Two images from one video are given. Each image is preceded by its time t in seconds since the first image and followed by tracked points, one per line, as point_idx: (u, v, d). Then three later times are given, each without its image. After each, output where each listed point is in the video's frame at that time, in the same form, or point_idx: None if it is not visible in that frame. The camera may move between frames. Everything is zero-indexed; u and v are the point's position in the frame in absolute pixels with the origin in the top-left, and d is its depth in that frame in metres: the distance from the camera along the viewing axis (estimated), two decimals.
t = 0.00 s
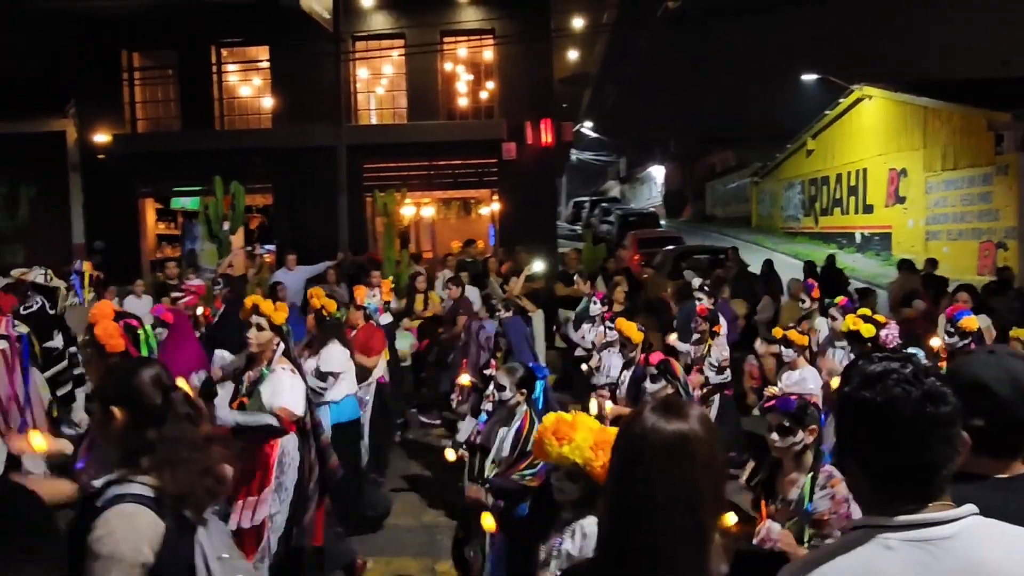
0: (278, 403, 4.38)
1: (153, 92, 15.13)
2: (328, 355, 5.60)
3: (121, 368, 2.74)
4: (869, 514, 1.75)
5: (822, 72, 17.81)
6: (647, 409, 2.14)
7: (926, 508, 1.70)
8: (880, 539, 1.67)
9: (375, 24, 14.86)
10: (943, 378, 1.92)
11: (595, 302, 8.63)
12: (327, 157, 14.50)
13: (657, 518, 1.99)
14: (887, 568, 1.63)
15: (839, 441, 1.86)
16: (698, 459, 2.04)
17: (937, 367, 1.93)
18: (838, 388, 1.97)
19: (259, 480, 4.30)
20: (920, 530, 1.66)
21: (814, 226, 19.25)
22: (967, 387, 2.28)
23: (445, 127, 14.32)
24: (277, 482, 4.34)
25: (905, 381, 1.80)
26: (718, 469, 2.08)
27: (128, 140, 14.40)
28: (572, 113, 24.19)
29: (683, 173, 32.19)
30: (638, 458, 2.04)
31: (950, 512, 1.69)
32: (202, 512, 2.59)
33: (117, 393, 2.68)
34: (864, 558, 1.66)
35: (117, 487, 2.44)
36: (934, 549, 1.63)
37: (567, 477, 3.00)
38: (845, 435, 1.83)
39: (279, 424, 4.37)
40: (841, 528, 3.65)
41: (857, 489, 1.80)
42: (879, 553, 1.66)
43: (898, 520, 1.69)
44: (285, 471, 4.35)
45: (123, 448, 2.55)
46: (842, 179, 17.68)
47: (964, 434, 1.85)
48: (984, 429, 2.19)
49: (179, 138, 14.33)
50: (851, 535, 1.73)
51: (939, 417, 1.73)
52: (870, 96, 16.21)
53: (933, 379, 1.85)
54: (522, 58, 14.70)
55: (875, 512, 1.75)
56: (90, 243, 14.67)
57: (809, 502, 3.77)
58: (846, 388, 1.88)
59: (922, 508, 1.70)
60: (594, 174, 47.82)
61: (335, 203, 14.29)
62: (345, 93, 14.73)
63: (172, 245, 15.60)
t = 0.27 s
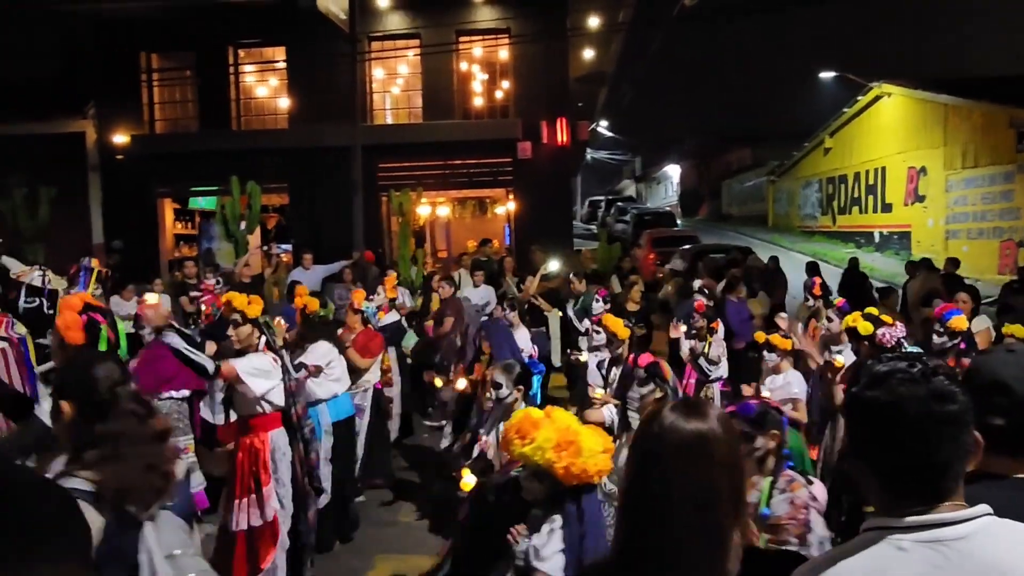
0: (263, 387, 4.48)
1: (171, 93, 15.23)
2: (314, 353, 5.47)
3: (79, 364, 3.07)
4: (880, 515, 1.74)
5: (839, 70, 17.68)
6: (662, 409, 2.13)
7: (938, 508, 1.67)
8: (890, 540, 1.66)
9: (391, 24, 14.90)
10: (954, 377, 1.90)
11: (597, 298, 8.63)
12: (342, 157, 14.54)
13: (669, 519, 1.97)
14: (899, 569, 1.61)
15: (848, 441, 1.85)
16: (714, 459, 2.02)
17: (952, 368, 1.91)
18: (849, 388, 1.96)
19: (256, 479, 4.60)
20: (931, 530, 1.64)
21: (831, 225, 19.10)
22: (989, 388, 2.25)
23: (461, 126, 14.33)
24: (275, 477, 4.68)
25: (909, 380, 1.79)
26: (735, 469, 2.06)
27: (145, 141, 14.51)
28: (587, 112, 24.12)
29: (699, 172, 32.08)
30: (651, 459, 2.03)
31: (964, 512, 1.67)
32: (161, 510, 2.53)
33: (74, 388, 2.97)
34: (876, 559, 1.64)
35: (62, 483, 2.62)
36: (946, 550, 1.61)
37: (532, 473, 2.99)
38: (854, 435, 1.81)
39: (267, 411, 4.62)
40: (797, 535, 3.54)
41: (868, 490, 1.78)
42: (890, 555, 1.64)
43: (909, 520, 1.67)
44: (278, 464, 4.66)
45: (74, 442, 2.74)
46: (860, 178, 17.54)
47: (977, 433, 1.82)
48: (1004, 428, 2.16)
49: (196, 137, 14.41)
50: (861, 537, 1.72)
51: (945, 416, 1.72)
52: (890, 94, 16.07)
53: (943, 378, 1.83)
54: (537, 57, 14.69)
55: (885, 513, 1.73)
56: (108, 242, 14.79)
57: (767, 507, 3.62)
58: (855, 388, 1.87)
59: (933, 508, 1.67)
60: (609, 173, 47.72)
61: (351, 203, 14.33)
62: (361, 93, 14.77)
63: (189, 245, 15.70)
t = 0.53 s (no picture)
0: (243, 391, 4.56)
1: (176, 93, 15.26)
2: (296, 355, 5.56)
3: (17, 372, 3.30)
4: (881, 515, 1.73)
5: (845, 68, 17.62)
6: (663, 408, 2.12)
7: (940, 508, 1.67)
8: (892, 540, 1.66)
9: (395, 23, 14.90)
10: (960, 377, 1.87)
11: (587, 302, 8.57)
12: (347, 156, 14.55)
13: (670, 519, 1.96)
14: (900, 570, 1.61)
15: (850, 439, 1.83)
16: (716, 458, 2.01)
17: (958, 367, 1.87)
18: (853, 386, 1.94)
19: (229, 483, 4.56)
20: (932, 531, 1.64)
21: (837, 224, 19.05)
22: (993, 386, 2.23)
23: (465, 126, 14.33)
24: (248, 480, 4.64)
25: (910, 380, 1.76)
26: (737, 468, 2.06)
27: (151, 140, 14.54)
28: (592, 111, 24.10)
29: (704, 172, 32.03)
30: (652, 458, 2.02)
31: (966, 513, 1.66)
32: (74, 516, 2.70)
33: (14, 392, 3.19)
34: (877, 559, 1.64)
35: None
36: (947, 550, 1.61)
37: (476, 483, 2.75)
38: (856, 434, 1.79)
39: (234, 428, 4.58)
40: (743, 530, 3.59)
41: (869, 489, 1.77)
42: (891, 555, 1.64)
43: (911, 520, 1.66)
44: (251, 468, 4.65)
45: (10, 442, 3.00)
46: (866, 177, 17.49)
47: (980, 433, 1.80)
48: (1008, 427, 2.14)
49: (201, 137, 14.43)
50: (862, 536, 1.72)
51: (946, 416, 1.69)
52: (895, 92, 16.02)
53: (947, 378, 1.80)
54: (542, 56, 14.67)
55: (887, 512, 1.72)
56: (114, 241, 14.82)
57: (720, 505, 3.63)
58: (858, 385, 1.84)
59: (934, 509, 1.66)
60: (614, 172, 47.67)
61: (356, 202, 14.35)
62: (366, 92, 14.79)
63: (194, 244, 15.73)
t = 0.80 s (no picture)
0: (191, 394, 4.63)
1: (166, 92, 15.18)
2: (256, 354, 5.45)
3: None
4: (872, 515, 1.73)
5: (835, 68, 17.67)
6: (655, 408, 2.11)
7: (931, 509, 1.67)
8: (883, 541, 1.66)
9: (385, 22, 14.86)
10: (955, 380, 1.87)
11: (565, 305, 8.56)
12: (338, 156, 14.51)
13: (659, 519, 1.96)
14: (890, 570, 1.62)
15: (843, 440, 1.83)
16: (706, 458, 2.01)
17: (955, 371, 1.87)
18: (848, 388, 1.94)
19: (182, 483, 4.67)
20: (923, 531, 1.64)
21: (827, 223, 19.12)
22: (979, 385, 2.22)
23: (456, 125, 14.30)
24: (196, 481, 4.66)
25: (903, 380, 1.76)
26: (727, 468, 2.06)
27: (140, 139, 14.47)
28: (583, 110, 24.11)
29: (695, 171, 32.09)
30: (642, 459, 2.02)
31: (957, 513, 1.66)
32: None
33: None
34: (868, 559, 1.65)
35: None
36: (936, 551, 1.61)
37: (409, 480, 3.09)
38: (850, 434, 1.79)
39: (183, 433, 4.64)
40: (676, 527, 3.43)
41: (862, 490, 1.77)
42: (882, 556, 1.64)
43: (901, 521, 1.66)
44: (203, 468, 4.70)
45: None
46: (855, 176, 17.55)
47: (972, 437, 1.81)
48: (995, 427, 2.15)
49: (191, 136, 14.36)
50: (853, 536, 1.72)
51: (939, 416, 1.69)
52: (885, 92, 16.09)
53: (941, 380, 1.80)
54: (532, 55, 14.66)
55: (878, 513, 1.72)
56: (103, 241, 14.75)
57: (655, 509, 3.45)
58: (852, 385, 1.85)
59: (926, 509, 1.67)
60: (604, 171, 47.75)
61: (347, 202, 14.31)
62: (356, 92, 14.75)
63: (184, 244, 15.65)
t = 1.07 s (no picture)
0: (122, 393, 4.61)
1: (151, 89, 15.06)
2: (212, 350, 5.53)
3: None
4: (862, 515, 1.73)
5: (821, 70, 17.77)
6: (644, 409, 2.10)
7: (920, 509, 1.67)
8: (871, 542, 1.65)
9: (373, 21, 14.83)
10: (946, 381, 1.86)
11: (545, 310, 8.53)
12: (325, 155, 14.44)
13: (649, 521, 1.95)
14: (878, 571, 1.61)
15: (835, 440, 1.82)
16: (697, 460, 2.00)
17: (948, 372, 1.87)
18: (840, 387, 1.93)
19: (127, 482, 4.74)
20: (911, 532, 1.64)
21: (814, 223, 19.21)
22: (964, 386, 2.22)
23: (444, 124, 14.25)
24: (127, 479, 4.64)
25: (896, 381, 1.75)
26: (718, 470, 2.04)
27: (125, 137, 14.35)
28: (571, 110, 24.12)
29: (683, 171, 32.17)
30: (632, 460, 2.01)
31: (945, 513, 1.66)
32: None
33: None
34: (857, 559, 1.64)
35: None
36: (925, 552, 1.61)
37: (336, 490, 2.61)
38: (841, 435, 1.78)
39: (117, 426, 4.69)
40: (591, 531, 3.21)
41: (853, 491, 1.76)
42: (870, 556, 1.63)
43: (890, 522, 1.66)
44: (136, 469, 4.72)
45: None
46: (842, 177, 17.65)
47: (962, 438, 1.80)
48: (980, 428, 2.15)
49: (176, 134, 14.25)
50: (841, 537, 1.72)
51: (930, 418, 1.69)
52: (870, 94, 16.19)
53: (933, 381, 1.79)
54: (521, 55, 14.66)
55: (868, 513, 1.72)
56: (87, 240, 14.61)
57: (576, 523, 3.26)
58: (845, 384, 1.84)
59: (915, 510, 1.66)
60: (593, 171, 47.83)
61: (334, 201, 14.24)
62: (344, 91, 14.69)
63: (170, 243, 15.53)
